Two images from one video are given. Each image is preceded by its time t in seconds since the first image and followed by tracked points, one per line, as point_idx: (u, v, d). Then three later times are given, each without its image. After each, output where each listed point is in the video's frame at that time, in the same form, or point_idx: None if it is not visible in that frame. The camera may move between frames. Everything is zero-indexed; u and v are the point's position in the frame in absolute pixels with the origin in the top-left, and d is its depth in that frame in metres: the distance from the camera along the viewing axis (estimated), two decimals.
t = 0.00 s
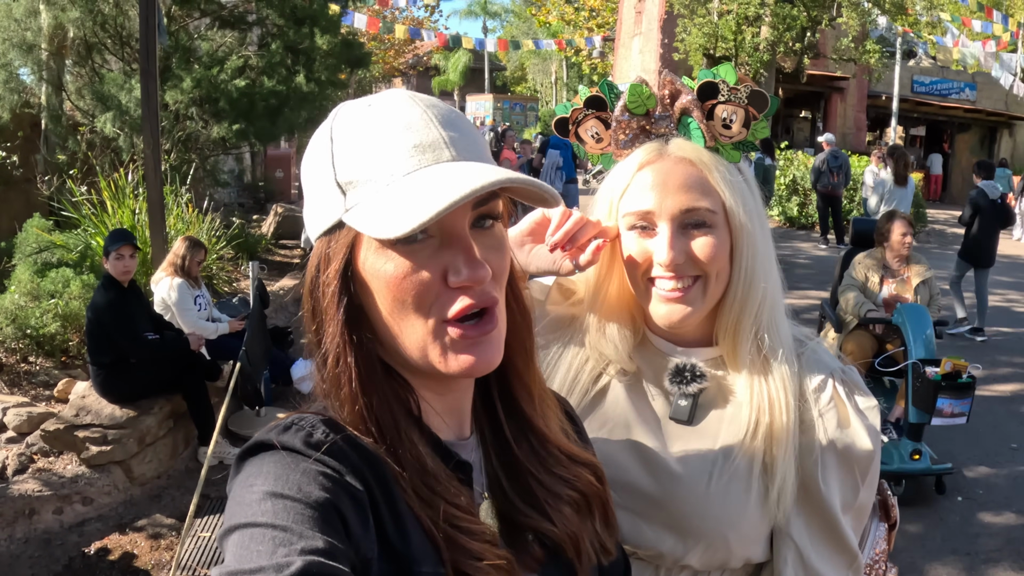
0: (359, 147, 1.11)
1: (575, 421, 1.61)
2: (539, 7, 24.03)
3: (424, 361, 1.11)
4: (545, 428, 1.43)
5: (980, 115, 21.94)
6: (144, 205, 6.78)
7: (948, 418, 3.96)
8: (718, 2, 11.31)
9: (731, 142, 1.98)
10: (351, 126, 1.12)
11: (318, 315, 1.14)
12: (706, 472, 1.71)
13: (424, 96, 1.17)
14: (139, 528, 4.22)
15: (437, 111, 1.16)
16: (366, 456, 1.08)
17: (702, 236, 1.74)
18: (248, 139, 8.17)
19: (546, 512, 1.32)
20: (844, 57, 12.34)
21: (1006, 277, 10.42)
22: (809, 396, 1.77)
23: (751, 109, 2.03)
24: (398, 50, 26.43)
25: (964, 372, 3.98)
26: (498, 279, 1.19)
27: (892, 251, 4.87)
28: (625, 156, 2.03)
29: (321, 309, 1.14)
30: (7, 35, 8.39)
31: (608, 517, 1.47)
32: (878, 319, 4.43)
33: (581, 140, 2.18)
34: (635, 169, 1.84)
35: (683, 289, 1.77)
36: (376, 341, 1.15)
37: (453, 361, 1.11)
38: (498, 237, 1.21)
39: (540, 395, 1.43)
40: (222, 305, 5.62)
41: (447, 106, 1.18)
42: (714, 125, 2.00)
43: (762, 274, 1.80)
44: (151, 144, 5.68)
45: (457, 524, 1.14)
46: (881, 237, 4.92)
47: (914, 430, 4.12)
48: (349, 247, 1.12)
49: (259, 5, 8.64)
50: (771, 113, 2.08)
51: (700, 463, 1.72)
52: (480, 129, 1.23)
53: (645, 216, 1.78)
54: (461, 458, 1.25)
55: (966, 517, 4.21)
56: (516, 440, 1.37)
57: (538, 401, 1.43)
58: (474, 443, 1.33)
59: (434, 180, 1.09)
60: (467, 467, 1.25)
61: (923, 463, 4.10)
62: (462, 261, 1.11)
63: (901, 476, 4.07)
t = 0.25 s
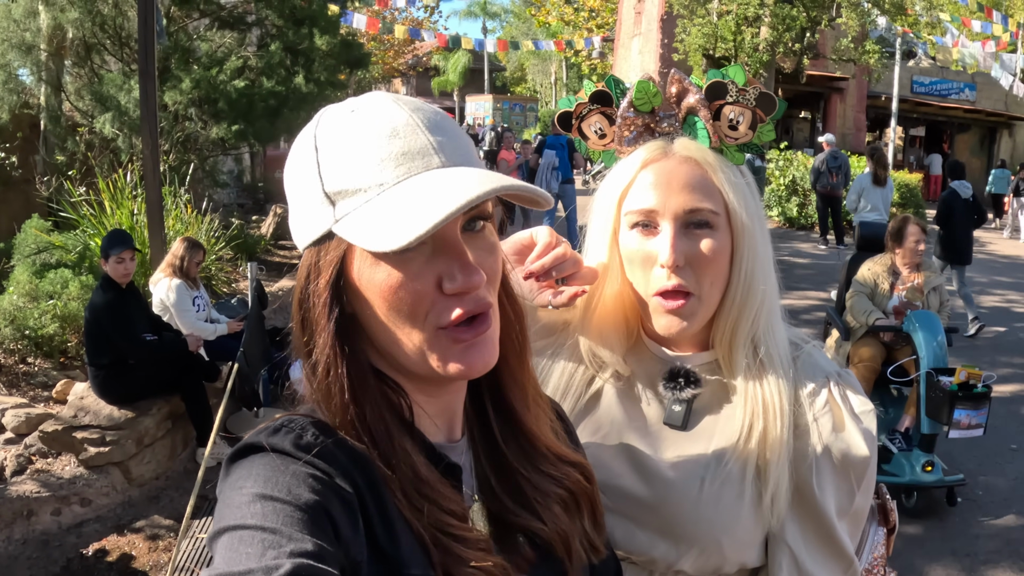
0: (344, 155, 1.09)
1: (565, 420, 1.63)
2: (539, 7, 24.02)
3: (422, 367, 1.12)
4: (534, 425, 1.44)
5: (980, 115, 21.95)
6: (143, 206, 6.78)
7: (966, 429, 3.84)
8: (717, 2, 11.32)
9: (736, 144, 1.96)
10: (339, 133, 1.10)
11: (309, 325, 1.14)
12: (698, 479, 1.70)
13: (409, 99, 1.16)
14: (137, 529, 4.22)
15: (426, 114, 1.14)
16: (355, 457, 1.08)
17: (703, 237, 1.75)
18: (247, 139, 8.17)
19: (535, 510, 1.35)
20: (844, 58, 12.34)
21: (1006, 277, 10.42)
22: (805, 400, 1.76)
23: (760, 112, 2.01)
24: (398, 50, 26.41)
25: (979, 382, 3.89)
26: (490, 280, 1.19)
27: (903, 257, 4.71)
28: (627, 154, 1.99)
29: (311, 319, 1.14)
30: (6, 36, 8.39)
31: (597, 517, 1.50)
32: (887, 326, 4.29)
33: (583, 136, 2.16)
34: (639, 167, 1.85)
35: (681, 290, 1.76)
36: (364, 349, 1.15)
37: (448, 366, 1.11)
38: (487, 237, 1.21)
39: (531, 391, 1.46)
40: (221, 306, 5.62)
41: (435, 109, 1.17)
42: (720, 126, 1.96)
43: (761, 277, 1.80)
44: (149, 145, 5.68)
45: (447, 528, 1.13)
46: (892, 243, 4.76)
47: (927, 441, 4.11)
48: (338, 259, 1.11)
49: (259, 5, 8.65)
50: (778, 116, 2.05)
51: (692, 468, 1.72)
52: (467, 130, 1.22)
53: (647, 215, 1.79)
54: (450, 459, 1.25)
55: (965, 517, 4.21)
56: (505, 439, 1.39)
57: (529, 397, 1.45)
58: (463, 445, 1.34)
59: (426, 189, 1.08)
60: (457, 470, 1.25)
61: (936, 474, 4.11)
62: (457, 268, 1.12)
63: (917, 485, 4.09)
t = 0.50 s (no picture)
0: (288, 172, 1.12)
1: (560, 420, 1.65)
2: (538, 8, 24.01)
3: (377, 370, 1.12)
4: (529, 429, 1.46)
5: (979, 116, 21.95)
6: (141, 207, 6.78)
7: (973, 436, 3.84)
8: (716, 3, 11.33)
9: (738, 147, 1.94)
10: (283, 152, 1.14)
11: (288, 315, 1.20)
12: (686, 480, 1.72)
13: (355, 101, 1.15)
14: (135, 530, 4.24)
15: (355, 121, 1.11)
16: (350, 454, 1.09)
17: (693, 236, 1.75)
18: (246, 140, 8.17)
19: (529, 512, 1.35)
20: (843, 58, 12.34)
21: (1005, 278, 10.42)
22: (795, 401, 1.78)
23: (761, 117, 2.00)
24: (396, 50, 26.42)
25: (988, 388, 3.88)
26: (445, 281, 1.17)
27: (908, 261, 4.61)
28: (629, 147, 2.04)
29: (291, 309, 1.20)
30: (5, 37, 8.40)
31: (589, 518, 1.52)
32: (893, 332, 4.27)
33: (588, 126, 2.17)
34: (636, 161, 1.86)
35: (665, 286, 1.75)
36: (336, 350, 1.20)
37: (403, 369, 1.11)
38: (442, 238, 1.17)
39: (524, 392, 1.48)
40: (220, 306, 5.63)
41: (381, 107, 1.14)
42: (722, 128, 1.95)
43: (753, 284, 1.81)
44: (148, 146, 5.69)
45: (441, 526, 1.15)
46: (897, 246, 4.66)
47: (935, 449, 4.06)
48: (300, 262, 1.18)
49: (257, 7, 8.66)
50: (780, 120, 2.03)
51: (680, 469, 1.73)
52: (422, 126, 1.19)
53: (639, 210, 1.80)
54: (443, 459, 1.27)
55: (962, 518, 4.22)
56: (498, 440, 1.41)
57: (522, 398, 1.47)
58: (458, 446, 1.37)
59: (344, 199, 1.06)
60: (450, 468, 1.27)
61: (944, 482, 4.07)
62: (388, 277, 1.10)
63: (926, 493, 4.05)
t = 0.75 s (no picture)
0: (285, 171, 1.13)
1: (548, 420, 1.66)
2: (538, 9, 24.00)
3: (371, 366, 1.13)
4: (518, 432, 1.48)
5: (978, 116, 21.96)
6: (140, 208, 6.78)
7: (986, 445, 3.76)
8: (715, 4, 11.34)
9: (746, 157, 1.90)
10: (280, 151, 1.14)
11: (278, 319, 1.20)
12: (670, 480, 1.76)
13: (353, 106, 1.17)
14: (134, 531, 4.24)
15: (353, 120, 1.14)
16: (340, 457, 1.10)
17: (687, 238, 1.77)
18: (245, 141, 8.16)
19: (521, 513, 1.37)
20: (842, 59, 12.35)
21: (1004, 278, 10.43)
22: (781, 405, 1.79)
23: (773, 129, 1.97)
24: (395, 51, 26.42)
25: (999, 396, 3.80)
26: (440, 279, 1.19)
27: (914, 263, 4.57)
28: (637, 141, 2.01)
29: (281, 312, 1.20)
30: (4, 38, 8.40)
31: (581, 514, 1.55)
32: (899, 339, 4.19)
33: (599, 117, 2.17)
34: (640, 157, 1.87)
35: (653, 283, 1.77)
36: (329, 349, 1.20)
37: (398, 365, 1.13)
38: (435, 237, 1.19)
39: (503, 394, 1.47)
40: (218, 308, 5.61)
41: (376, 112, 1.17)
42: (731, 135, 1.91)
43: (745, 292, 1.83)
44: (147, 147, 5.69)
45: (432, 527, 1.16)
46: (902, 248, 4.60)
47: (945, 459, 3.98)
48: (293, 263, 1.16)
49: (256, 8, 8.66)
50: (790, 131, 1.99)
51: (663, 472, 1.77)
52: (418, 131, 1.21)
53: (636, 206, 1.81)
54: (435, 461, 1.29)
55: (960, 519, 4.22)
56: (485, 442, 1.42)
57: (501, 400, 1.46)
58: (449, 447, 1.38)
59: (339, 195, 1.07)
60: (442, 470, 1.29)
61: (954, 492, 3.99)
62: (385, 272, 1.11)
63: (937, 504, 3.96)
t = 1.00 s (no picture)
0: (324, 147, 1.16)
1: (537, 424, 1.67)
2: (537, 10, 24.01)
3: (363, 358, 1.14)
4: (510, 439, 1.49)
5: (978, 117, 21.97)
6: (140, 209, 6.77)
7: (1006, 456, 3.65)
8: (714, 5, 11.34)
9: (758, 157, 1.96)
10: (323, 124, 1.17)
11: (279, 302, 1.19)
12: (665, 479, 1.75)
13: (395, 98, 1.21)
14: (133, 532, 4.24)
15: (401, 114, 1.19)
16: (329, 455, 1.10)
17: (705, 241, 1.76)
18: (245, 142, 8.17)
19: (511, 513, 1.38)
20: (842, 60, 12.36)
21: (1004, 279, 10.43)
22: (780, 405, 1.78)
23: (790, 132, 2.02)
24: (394, 51, 26.44)
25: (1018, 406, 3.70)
26: (449, 284, 1.21)
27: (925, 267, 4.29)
28: (650, 137, 1.98)
29: (281, 297, 1.19)
30: (4, 39, 8.42)
31: (574, 518, 1.56)
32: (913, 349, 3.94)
33: (609, 110, 2.16)
34: (654, 155, 1.85)
35: (671, 283, 1.76)
36: (328, 335, 1.20)
37: (389, 360, 1.13)
38: (453, 243, 1.22)
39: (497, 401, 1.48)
40: (218, 309, 5.59)
41: (418, 109, 1.21)
42: (747, 136, 1.97)
43: (757, 292, 1.85)
44: (146, 148, 5.69)
45: (417, 517, 1.17)
46: (910, 251, 4.33)
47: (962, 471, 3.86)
48: (304, 242, 1.18)
49: (255, 9, 8.67)
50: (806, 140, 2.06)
51: (659, 470, 1.76)
52: (453, 135, 1.26)
53: (653, 206, 1.80)
54: (425, 457, 1.30)
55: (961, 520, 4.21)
56: (473, 443, 1.43)
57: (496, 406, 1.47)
58: (437, 445, 1.38)
59: (377, 181, 1.11)
60: (431, 466, 1.30)
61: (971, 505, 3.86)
62: (404, 265, 1.14)
63: (950, 517, 3.83)
